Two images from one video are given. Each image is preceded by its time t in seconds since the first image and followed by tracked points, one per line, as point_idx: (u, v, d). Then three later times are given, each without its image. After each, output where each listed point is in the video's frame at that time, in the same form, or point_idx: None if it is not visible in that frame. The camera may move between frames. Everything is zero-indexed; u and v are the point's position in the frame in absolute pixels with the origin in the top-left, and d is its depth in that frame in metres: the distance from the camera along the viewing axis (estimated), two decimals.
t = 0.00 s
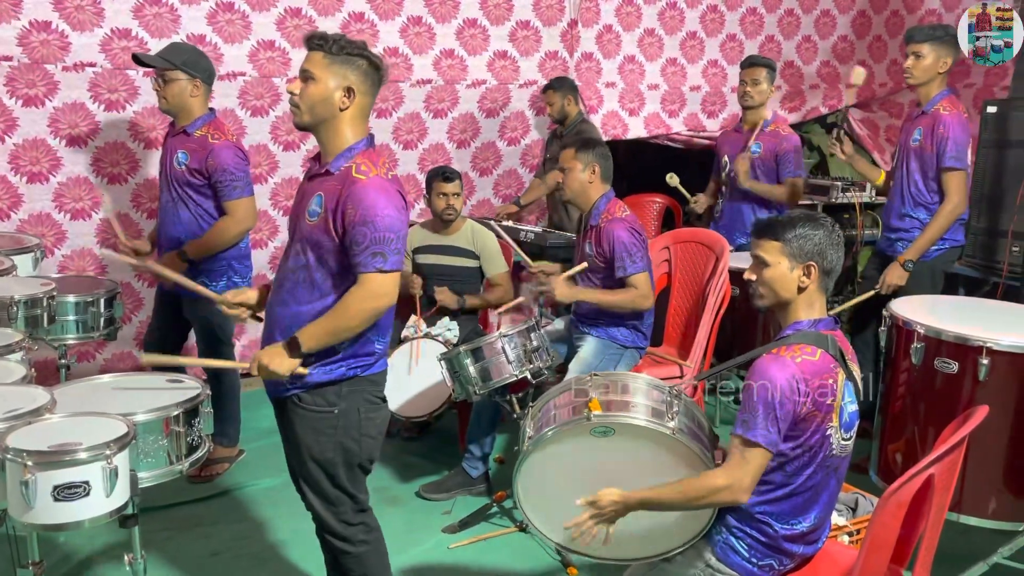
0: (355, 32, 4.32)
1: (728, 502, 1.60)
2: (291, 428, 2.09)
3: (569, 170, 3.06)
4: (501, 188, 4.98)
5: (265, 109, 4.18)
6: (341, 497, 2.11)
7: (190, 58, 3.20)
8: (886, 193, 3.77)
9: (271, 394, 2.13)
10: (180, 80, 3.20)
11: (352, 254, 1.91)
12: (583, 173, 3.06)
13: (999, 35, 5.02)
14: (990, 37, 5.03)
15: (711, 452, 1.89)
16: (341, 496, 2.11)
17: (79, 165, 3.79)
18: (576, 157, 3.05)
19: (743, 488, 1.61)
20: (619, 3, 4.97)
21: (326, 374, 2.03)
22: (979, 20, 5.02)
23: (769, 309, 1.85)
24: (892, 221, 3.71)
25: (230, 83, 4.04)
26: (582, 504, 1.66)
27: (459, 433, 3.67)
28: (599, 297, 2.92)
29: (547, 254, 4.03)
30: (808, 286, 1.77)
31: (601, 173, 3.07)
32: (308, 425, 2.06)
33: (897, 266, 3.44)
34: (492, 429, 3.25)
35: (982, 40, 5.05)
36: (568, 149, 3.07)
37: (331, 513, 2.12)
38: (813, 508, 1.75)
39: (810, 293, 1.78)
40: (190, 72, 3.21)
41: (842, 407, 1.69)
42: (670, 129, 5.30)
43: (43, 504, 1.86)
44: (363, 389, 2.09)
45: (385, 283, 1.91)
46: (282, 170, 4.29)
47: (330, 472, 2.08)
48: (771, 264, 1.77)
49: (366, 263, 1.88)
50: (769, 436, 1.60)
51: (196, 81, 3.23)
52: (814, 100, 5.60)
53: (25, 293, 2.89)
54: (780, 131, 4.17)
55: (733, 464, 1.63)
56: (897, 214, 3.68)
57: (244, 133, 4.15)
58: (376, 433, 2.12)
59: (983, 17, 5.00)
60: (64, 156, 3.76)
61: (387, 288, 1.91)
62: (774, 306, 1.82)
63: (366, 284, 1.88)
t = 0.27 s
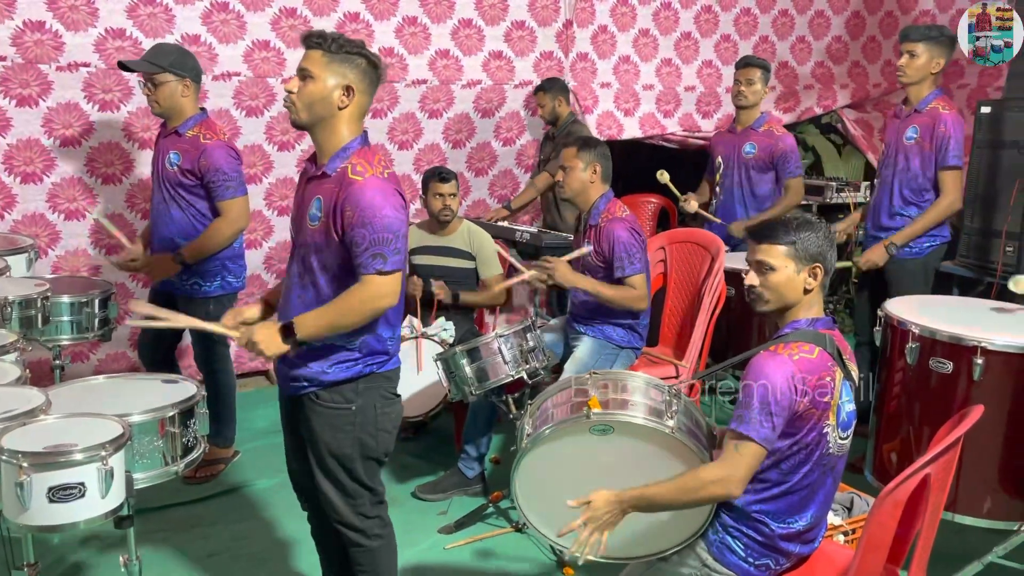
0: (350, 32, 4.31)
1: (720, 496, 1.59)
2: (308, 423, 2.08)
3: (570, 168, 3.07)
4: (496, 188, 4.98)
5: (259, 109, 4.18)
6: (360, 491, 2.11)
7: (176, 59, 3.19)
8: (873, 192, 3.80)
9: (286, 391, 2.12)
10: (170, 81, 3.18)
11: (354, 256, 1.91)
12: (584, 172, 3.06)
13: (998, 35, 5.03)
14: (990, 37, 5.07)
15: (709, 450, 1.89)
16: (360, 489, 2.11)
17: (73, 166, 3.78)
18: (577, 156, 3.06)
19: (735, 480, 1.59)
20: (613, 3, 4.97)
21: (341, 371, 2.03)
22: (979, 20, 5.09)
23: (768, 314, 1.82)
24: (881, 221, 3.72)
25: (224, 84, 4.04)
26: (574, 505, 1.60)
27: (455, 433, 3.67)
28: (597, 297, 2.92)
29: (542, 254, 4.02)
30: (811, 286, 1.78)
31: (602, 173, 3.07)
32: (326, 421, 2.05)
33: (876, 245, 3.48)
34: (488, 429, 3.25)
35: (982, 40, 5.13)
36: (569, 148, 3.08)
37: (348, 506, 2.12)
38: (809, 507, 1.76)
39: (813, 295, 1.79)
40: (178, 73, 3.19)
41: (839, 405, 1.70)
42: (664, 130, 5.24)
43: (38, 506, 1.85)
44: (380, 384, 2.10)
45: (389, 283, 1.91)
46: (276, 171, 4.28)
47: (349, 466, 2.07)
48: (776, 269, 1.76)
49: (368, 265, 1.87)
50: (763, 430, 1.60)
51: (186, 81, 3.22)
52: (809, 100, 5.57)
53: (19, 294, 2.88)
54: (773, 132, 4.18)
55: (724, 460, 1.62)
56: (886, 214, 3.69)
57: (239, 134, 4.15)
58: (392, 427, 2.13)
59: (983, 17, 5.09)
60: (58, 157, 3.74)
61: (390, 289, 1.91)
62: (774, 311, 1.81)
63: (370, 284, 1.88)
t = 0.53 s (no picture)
0: (347, 33, 4.31)
1: (732, 502, 1.59)
2: (325, 418, 2.09)
3: (567, 166, 3.07)
4: (493, 188, 4.99)
5: (256, 110, 4.18)
6: (369, 492, 2.11)
7: (160, 58, 3.19)
8: (862, 191, 3.82)
9: (306, 385, 2.12)
10: (157, 81, 3.17)
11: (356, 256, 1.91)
12: (582, 170, 3.06)
13: (999, 35, 5.03)
14: (990, 37, 5.07)
15: (706, 451, 1.90)
16: (370, 490, 2.11)
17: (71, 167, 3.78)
18: (576, 154, 3.06)
19: (747, 486, 1.59)
20: (610, 4, 4.97)
21: (362, 368, 2.04)
22: (979, 20, 5.09)
23: (762, 314, 1.84)
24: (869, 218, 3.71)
25: (221, 84, 4.04)
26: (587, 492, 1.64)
27: (452, 434, 3.67)
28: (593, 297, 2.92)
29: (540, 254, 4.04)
30: (806, 287, 1.79)
31: (599, 172, 3.08)
32: (342, 418, 2.06)
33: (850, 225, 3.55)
34: (485, 430, 3.24)
35: (982, 40, 5.11)
36: (569, 146, 3.08)
37: (356, 508, 2.12)
38: (805, 507, 1.76)
39: (806, 295, 1.80)
40: (165, 72, 3.20)
41: (836, 404, 1.70)
42: (661, 130, 5.26)
43: (36, 506, 1.85)
44: (398, 382, 2.11)
45: (392, 281, 1.91)
46: (273, 172, 4.29)
47: (361, 464, 2.08)
48: (768, 269, 1.77)
49: (369, 263, 1.88)
50: (770, 432, 1.60)
51: (173, 80, 3.22)
52: (805, 101, 5.57)
53: (16, 295, 2.87)
54: (771, 132, 4.20)
55: (734, 465, 1.61)
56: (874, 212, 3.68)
57: (236, 134, 4.14)
58: (406, 426, 2.15)
59: (983, 18, 5.07)
60: (55, 157, 3.74)
61: (393, 286, 1.90)
62: (768, 310, 1.82)
63: (373, 282, 1.88)
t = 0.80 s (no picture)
0: (346, 34, 4.31)
1: (718, 489, 1.59)
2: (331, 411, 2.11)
3: (565, 167, 3.07)
4: (492, 190, 5.00)
5: (255, 111, 4.18)
6: (372, 486, 2.12)
7: (139, 62, 3.11)
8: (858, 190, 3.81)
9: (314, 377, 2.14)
10: (142, 87, 3.11)
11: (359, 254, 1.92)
12: (579, 171, 3.06)
13: (998, 35, 4.98)
14: (990, 37, 5.03)
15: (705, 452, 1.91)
16: (372, 484, 2.12)
17: (69, 168, 3.78)
18: (573, 156, 3.06)
19: (735, 473, 1.60)
20: (608, 5, 4.98)
21: (374, 358, 2.07)
22: (979, 20, 5.05)
23: (759, 314, 1.84)
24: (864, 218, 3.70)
25: (220, 85, 4.04)
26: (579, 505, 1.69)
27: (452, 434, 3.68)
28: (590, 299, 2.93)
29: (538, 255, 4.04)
30: (804, 287, 1.79)
31: (597, 172, 3.08)
32: (354, 408, 2.07)
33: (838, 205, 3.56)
34: (484, 431, 3.24)
35: (982, 40, 5.08)
36: (567, 147, 3.08)
37: (358, 501, 2.12)
38: (804, 507, 1.76)
39: (805, 295, 1.80)
40: (145, 76, 3.13)
41: (834, 406, 1.70)
42: (660, 130, 5.27)
43: (35, 507, 1.85)
44: (404, 374, 2.15)
45: (398, 276, 1.92)
46: (272, 173, 4.29)
47: (368, 453, 2.09)
48: (767, 268, 1.78)
49: (374, 260, 1.89)
50: (756, 427, 1.61)
51: (156, 84, 3.16)
52: (803, 102, 5.60)
53: (15, 295, 2.88)
54: (772, 134, 4.20)
55: (719, 456, 1.62)
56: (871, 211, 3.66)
57: (234, 135, 4.15)
58: (410, 416, 2.19)
59: (983, 17, 5.04)
60: (54, 159, 3.74)
61: (397, 281, 1.92)
62: (766, 311, 1.83)
63: (379, 279, 1.89)
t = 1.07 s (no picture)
0: (347, 35, 4.31)
1: (719, 498, 1.61)
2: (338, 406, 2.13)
3: (567, 168, 3.07)
4: (492, 190, 5.00)
5: (256, 112, 4.18)
6: (383, 478, 2.15)
7: (132, 69, 3.11)
8: (857, 190, 3.81)
9: (317, 374, 2.16)
10: (134, 95, 3.11)
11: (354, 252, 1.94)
12: (581, 172, 3.06)
13: (999, 35, 5.02)
14: (991, 37, 5.06)
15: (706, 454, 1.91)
16: (383, 477, 2.15)
17: (71, 168, 3.79)
18: (575, 156, 3.06)
19: (734, 482, 1.61)
20: (609, 6, 4.98)
21: (382, 352, 2.09)
22: (980, 20, 5.08)
23: (759, 314, 1.85)
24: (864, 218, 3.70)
25: (221, 86, 4.04)
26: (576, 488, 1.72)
27: (452, 434, 3.68)
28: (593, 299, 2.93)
29: (539, 255, 4.05)
30: (804, 287, 1.79)
31: (599, 173, 3.08)
32: (363, 402, 2.10)
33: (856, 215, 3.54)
34: (485, 431, 3.25)
35: (981, 40, 5.11)
36: (568, 148, 3.08)
37: (368, 494, 2.15)
38: (804, 508, 1.77)
39: (804, 294, 1.80)
40: (138, 84, 3.13)
41: (834, 406, 1.71)
42: (660, 131, 5.28)
43: (38, 507, 1.86)
44: (410, 367, 2.18)
45: (389, 276, 1.93)
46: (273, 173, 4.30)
47: (379, 446, 2.13)
48: (766, 267, 1.78)
49: (366, 259, 1.90)
50: (758, 432, 1.62)
51: (149, 91, 3.16)
52: (803, 102, 5.60)
53: (17, 296, 2.88)
54: (770, 134, 4.19)
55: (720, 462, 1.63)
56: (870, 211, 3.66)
57: (235, 136, 4.15)
58: (414, 408, 2.22)
59: (983, 17, 5.07)
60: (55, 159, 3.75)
61: (388, 282, 1.92)
62: (766, 311, 1.83)
63: (369, 278, 1.91)
